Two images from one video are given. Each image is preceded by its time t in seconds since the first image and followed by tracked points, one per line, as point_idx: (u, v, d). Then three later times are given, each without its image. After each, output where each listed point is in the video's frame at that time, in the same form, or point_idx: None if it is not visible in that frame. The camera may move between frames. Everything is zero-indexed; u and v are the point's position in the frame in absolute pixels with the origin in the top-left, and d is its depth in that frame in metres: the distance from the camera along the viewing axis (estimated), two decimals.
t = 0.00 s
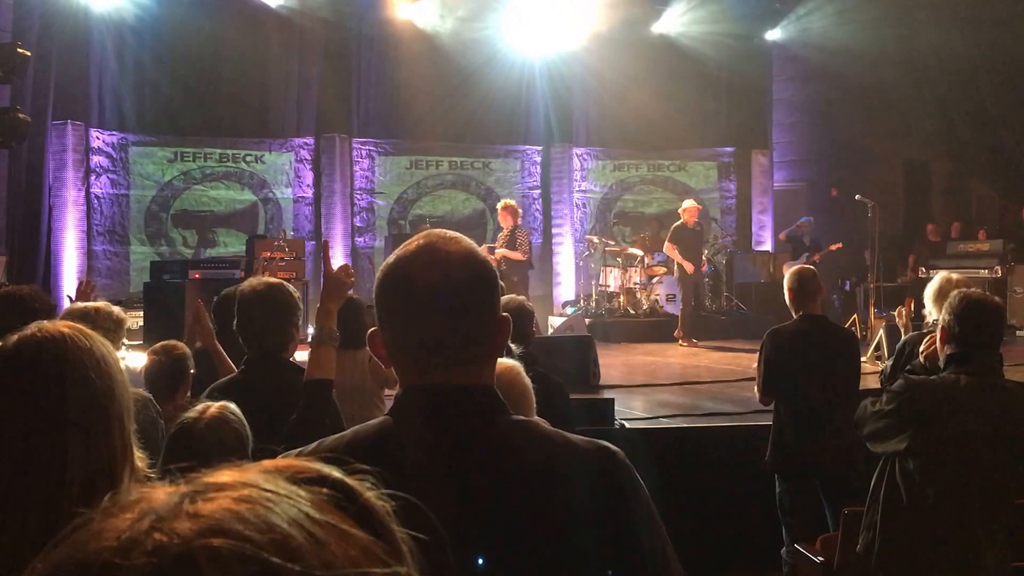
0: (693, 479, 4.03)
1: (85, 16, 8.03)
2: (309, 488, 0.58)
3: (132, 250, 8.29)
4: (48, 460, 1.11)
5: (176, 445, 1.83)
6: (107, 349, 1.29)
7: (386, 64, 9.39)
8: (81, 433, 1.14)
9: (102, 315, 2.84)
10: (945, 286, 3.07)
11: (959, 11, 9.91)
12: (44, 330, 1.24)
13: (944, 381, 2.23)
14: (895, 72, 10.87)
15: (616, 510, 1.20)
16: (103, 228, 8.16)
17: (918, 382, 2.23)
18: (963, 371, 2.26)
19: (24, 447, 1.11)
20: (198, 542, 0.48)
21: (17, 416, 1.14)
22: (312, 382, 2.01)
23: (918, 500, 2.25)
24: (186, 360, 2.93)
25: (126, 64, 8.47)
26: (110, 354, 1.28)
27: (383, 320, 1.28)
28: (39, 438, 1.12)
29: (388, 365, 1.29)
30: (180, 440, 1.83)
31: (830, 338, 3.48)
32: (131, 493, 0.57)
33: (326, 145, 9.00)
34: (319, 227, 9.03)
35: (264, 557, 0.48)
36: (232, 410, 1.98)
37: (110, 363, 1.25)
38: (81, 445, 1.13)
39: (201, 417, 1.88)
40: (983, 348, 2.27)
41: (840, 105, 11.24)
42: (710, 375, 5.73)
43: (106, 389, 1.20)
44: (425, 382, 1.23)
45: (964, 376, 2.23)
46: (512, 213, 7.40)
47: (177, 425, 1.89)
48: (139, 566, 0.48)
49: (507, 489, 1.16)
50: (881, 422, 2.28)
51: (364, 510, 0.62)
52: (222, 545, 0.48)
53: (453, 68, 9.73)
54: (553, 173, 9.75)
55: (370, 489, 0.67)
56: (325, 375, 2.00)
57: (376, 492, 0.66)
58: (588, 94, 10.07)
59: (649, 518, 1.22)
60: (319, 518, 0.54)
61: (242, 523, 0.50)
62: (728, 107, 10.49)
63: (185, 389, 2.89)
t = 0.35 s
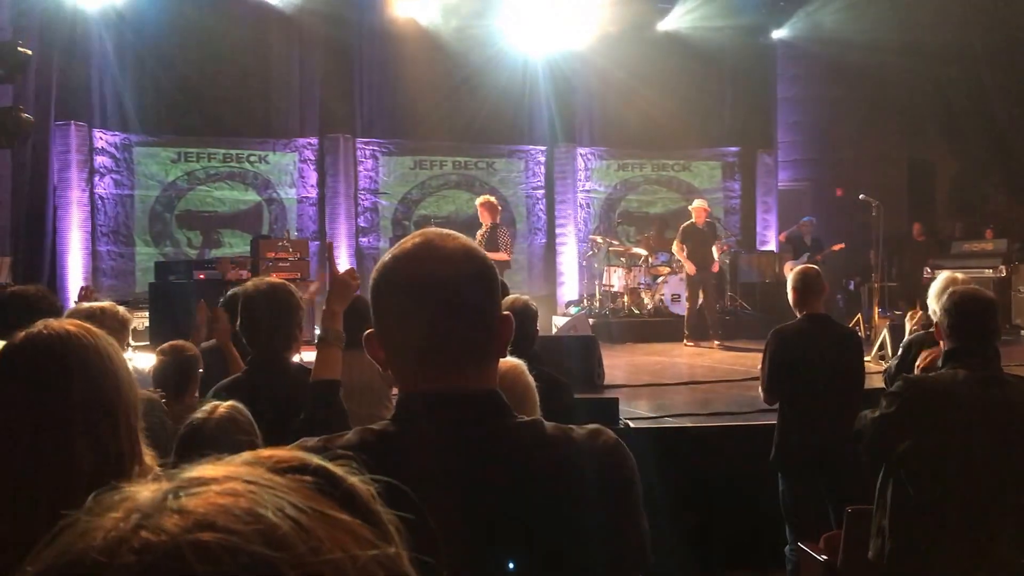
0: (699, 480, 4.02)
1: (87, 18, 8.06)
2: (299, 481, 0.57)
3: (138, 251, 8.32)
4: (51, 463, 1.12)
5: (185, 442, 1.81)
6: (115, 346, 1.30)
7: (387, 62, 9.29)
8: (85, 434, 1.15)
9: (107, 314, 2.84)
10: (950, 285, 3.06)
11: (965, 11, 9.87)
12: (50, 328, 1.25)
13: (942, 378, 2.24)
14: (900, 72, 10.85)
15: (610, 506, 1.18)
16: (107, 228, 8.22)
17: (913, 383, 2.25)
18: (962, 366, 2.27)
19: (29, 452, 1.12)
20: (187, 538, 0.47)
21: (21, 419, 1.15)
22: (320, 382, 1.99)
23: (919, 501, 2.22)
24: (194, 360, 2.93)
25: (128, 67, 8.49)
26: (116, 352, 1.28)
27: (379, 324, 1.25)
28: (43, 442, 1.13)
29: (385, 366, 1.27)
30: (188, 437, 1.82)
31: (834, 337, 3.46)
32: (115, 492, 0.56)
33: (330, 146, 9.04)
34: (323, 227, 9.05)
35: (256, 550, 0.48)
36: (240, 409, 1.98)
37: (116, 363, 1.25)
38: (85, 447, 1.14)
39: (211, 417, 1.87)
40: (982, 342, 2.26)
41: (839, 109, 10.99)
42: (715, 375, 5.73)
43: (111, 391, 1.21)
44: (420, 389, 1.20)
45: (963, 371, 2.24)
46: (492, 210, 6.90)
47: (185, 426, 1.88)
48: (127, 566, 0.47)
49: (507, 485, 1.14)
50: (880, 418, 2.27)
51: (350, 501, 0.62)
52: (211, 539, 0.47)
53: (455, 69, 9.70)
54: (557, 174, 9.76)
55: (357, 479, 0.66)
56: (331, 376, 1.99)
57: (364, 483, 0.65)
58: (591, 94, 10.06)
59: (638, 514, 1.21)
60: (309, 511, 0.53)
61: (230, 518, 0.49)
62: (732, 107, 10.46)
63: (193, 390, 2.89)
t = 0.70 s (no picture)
0: (703, 482, 4.02)
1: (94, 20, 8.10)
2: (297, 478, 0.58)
3: (143, 251, 8.37)
4: (59, 465, 1.12)
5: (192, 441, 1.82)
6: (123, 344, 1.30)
7: (394, 62, 9.29)
8: (91, 433, 1.16)
9: (113, 314, 2.84)
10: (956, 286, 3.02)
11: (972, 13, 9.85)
12: (58, 328, 1.24)
13: (940, 375, 2.23)
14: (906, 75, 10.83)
15: (613, 506, 1.19)
16: (113, 228, 8.27)
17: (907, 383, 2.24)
18: (956, 363, 2.28)
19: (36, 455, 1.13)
20: (198, 542, 0.48)
21: (26, 423, 1.16)
22: (330, 387, 1.99)
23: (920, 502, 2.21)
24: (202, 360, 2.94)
25: (134, 69, 8.45)
26: (124, 354, 1.28)
27: (386, 323, 1.26)
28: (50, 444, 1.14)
29: (393, 368, 1.27)
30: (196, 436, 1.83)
31: (840, 340, 3.47)
32: (116, 499, 0.56)
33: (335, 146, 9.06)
34: (328, 228, 9.08)
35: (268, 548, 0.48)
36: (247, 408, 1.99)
37: (123, 365, 1.25)
38: (92, 446, 1.15)
39: (217, 415, 1.88)
40: (972, 341, 2.28)
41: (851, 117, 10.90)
42: (719, 376, 5.73)
43: (118, 389, 1.21)
44: (430, 390, 1.20)
45: (957, 367, 2.23)
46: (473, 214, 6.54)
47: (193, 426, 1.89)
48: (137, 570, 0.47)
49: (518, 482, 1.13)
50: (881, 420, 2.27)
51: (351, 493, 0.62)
52: (220, 542, 0.48)
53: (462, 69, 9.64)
54: (562, 176, 9.79)
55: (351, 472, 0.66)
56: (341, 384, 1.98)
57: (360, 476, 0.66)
58: (597, 95, 10.07)
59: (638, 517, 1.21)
60: (314, 504, 0.53)
61: (237, 518, 0.49)
62: (738, 110, 10.46)
63: (199, 390, 2.89)
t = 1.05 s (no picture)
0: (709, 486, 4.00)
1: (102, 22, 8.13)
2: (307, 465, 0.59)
3: (150, 251, 8.43)
4: (68, 458, 1.13)
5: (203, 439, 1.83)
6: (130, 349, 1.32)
7: (402, 65, 9.31)
8: (101, 430, 1.17)
9: (119, 314, 2.83)
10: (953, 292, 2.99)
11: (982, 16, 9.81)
12: (68, 327, 1.25)
13: (948, 380, 2.20)
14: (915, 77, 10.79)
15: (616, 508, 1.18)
16: (120, 229, 8.33)
17: (917, 386, 2.19)
18: (966, 369, 2.25)
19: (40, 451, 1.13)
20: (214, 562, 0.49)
21: (31, 420, 1.15)
22: (337, 392, 1.98)
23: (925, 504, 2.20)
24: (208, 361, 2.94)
25: (143, 72, 8.46)
26: (129, 355, 1.28)
27: (395, 324, 1.26)
28: (60, 437, 1.14)
29: (399, 369, 1.27)
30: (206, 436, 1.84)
31: (848, 343, 3.46)
32: (138, 512, 0.58)
33: (342, 147, 9.08)
34: (335, 229, 9.10)
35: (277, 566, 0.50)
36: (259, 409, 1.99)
37: (129, 365, 1.26)
38: (102, 441, 1.16)
39: (231, 414, 1.89)
40: (986, 348, 2.24)
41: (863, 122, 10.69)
42: (725, 379, 5.72)
43: (127, 389, 1.23)
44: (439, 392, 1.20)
45: (966, 373, 2.20)
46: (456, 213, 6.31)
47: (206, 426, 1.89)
48: None
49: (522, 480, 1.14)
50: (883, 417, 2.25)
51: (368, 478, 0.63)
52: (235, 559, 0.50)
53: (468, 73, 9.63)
54: (568, 178, 9.81)
55: (368, 458, 0.68)
56: (349, 387, 1.98)
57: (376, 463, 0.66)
58: (604, 96, 10.06)
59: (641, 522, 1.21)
60: (321, 509, 0.54)
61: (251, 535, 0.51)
62: (745, 112, 10.45)
63: (204, 392, 2.89)
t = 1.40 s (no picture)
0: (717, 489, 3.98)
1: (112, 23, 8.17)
2: (423, 478, 0.63)
3: (158, 251, 8.43)
4: (78, 471, 1.13)
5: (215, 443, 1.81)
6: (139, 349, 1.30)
7: (410, 65, 9.31)
8: (112, 442, 1.16)
9: (128, 315, 2.83)
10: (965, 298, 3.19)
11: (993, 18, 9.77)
12: (77, 330, 1.24)
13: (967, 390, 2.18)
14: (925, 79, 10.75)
15: (621, 516, 1.22)
16: (129, 229, 8.34)
17: (941, 392, 2.18)
18: (989, 382, 2.20)
19: (51, 454, 1.14)
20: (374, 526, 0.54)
21: (42, 426, 1.15)
22: (351, 396, 1.98)
23: (940, 508, 2.23)
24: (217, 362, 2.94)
25: (152, 72, 8.51)
26: (141, 357, 1.27)
27: (406, 323, 1.25)
28: (71, 453, 1.14)
29: (411, 371, 1.27)
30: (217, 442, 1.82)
31: (859, 347, 3.45)
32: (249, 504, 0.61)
33: (350, 148, 9.05)
34: (343, 230, 9.11)
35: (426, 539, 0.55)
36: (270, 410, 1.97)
37: (140, 368, 1.25)
38: (113, 455, 1.16)
39: (241, 417, 1.87)
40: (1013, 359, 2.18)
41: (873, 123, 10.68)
42: (733, 382, 5.70)
43: (136, 398, 1.22)
44: (448, 394, 1.21)
45: (990, 385, 2.17)
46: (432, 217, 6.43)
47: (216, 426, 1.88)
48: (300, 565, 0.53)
49: (534, 489, 1.17)
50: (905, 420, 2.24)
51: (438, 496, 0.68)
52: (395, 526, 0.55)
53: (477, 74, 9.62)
54: (577, 179, 9.77)
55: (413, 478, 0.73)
56: (363, 389, 1.98)
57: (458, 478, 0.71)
58: (613, 97, 10.05)
59: (646, 528, 1.24)
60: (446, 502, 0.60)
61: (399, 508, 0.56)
62: (755, 113, 10.43)
63: (212, 392, 2.89)
